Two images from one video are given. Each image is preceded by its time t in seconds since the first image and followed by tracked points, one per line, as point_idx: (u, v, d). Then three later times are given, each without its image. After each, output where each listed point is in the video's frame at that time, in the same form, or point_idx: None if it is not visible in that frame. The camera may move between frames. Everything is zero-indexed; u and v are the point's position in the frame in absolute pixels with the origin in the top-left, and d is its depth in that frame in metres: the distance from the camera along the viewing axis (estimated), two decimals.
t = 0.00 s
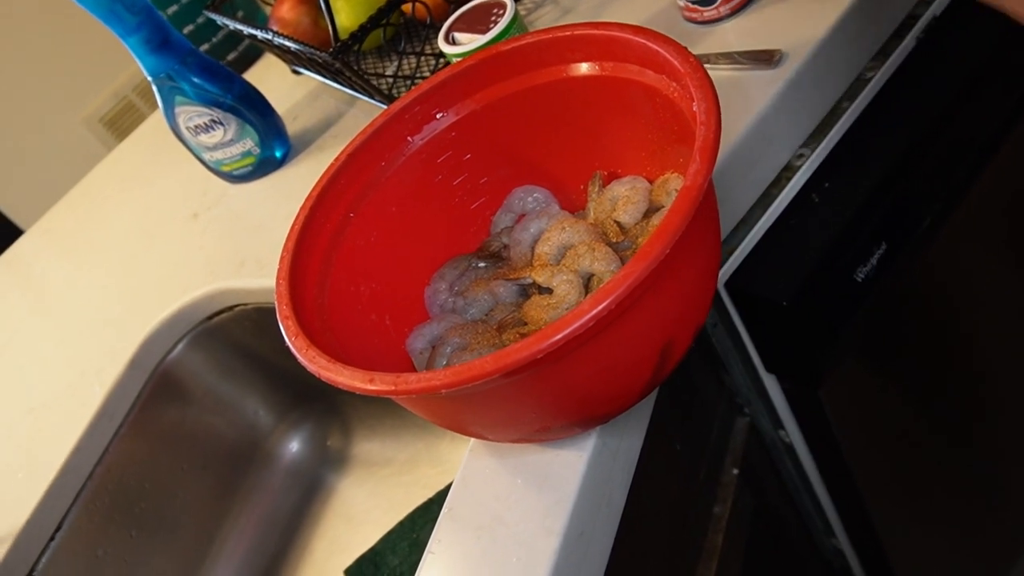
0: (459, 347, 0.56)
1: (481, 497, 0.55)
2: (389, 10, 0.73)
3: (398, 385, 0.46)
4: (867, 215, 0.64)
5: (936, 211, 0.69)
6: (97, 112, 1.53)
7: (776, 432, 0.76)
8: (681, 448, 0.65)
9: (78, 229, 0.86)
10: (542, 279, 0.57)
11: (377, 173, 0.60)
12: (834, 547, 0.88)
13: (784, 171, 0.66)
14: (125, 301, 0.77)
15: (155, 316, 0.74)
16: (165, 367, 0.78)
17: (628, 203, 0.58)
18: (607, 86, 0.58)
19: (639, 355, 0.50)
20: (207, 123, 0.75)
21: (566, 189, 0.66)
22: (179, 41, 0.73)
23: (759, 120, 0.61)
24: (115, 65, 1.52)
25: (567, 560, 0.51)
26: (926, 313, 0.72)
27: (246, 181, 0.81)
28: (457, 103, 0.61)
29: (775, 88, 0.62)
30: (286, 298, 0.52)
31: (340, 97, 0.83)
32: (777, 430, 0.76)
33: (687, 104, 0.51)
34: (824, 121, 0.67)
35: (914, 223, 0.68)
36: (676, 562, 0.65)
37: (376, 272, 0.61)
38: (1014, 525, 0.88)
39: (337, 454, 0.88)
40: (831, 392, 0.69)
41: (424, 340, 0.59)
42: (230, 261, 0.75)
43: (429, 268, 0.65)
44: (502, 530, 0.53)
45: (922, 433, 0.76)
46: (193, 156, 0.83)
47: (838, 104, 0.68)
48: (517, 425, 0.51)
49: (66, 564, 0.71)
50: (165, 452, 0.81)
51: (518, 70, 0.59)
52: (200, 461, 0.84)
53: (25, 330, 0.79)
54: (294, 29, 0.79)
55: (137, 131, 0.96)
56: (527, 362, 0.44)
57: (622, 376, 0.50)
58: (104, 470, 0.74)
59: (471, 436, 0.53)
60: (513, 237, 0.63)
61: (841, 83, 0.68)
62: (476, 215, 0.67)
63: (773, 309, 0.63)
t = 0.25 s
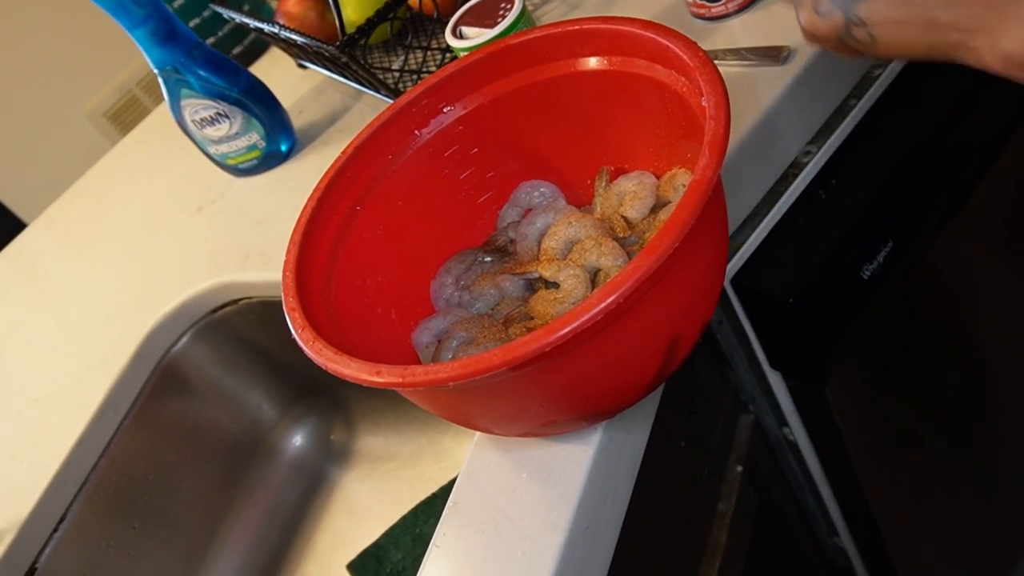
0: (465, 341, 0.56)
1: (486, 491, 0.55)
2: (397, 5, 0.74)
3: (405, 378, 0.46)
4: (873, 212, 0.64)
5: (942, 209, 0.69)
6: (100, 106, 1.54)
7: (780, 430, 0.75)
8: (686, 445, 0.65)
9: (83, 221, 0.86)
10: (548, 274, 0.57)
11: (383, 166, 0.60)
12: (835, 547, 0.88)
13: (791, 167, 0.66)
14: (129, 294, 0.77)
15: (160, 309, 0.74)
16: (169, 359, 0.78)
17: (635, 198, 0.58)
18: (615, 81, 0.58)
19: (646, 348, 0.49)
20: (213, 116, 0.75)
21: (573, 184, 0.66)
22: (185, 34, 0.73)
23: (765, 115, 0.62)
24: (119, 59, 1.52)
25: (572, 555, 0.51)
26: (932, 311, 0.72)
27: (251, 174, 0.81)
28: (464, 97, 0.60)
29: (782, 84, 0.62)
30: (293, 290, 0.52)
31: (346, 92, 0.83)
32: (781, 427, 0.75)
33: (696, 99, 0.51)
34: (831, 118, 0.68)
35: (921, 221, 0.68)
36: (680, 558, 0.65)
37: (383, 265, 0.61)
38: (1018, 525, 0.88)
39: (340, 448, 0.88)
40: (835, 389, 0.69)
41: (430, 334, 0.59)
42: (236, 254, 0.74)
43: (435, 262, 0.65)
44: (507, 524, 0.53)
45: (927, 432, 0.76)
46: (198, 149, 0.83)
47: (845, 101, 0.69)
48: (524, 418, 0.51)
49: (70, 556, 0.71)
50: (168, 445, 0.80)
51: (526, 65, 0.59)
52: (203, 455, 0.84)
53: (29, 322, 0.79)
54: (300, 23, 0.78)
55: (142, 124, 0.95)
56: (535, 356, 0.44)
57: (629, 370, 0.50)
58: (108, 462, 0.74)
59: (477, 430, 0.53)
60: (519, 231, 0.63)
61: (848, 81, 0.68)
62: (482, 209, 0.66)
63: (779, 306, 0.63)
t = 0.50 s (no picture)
0: (471, 337, 0.57)
1: (491, 486, 0.55)
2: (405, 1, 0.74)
3: (412, 372, 0.46)
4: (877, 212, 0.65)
5: (946, 209, 0.69)
6: (107, 100, 1.54)
7: (784, 429, 0.76)
8: (690, 443, 0.65)
9: (89, 215, 0.87)
10: (555, 270, 0.57)
11: (391, 163, 0.60)
12: (840, 548, 0.88)
13: (798, 167, 0.65)
14: (136, 287, 0.77)
15: (166, 303, 0.74)
16: (174, 354, 0.78)
17: (642, 195, 0.58)
18: (624, 79, 0.58)
19: (652, 345, 0.50)
20: (220, 111, 0.75)
21: (579, 182, 0.66)
22: (193, 29, 0.73)
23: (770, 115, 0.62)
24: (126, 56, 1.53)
25: (577, 551, 0.51)
26: (936, 311, 0.72)
27: (258, 170, 0.81)
28: (472, 93, 0.61)
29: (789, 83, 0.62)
30: (300, 284, 0.52)
31: (352, 88, 0.83)
32: (784, 426, 0.76)
33: (704, 97, 0.51)
34: (839, 116, 0.67)
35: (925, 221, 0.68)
36: (683, 557, 0.65)
37: (389, 261, 0.61)
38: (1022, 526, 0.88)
39: (344, 444, 0.88)
40: (839, 389, 0.70)
41: (436, 330, 0.59)
42: (242, 249, 0.75)
43: (441, 258, 0.65)
44: (512, 520, 0.53)
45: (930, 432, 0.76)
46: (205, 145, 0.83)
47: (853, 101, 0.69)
48: (530, 414, 0.51)
49: (73, 549, 0.71)
50: (172, 439, 0.81)
51: (533, 62, 0.60)
52: (207, 450, 0.84)
53: (35, 315, 0.80)
54: (308, 19, 0.79)
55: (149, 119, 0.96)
56: (541, 351, 0.44)
57: (634, 366, 0.50)
58: (113, 455, 0.74)
59: (482, 425, 0.53)
60: (526, 228, 0.63)
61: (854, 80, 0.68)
62: (488, 206, 0.67)
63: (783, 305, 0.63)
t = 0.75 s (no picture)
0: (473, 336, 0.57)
1: (492, 486, 0.55)
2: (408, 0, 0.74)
3: (413, 370, 0.46)
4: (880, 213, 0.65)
5: (949, 210, 0.69)
6: (111, 98, 1.54)
7: (785, 429, 0.76)
8: (691, 444, 0.65)
9: (93, 213, 0.87)
10: (556, 270, 0.57)
11: (394, 162, 0.61)
12: (841, 548, 0.88)
13: (800, 167, 0.65)
14: (139, 285, 0.77)
15: (168, 301, 0.75)
16: (176, 352, 0.78)
17: (644, 195, 0.58)
18: (627, 79, 0.58)
19: (653, 345, 0.50)
20: (223, 110, 0.75)
21: (582, 182, 0.66)
22: (196, 28, 0.74)
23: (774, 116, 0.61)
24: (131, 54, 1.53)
25: (577, 550, 0.51)
26: (939, 312, 0.72)
27: (261, 168, 0.81)
28: (475, 93, 0.61)
29: (792, 83, 0.62)
30: (303, 282, 0.52)
31: (355, 87, 0.83)
32: (786, 427, 0.76)
33: (707, 97, 0.51)
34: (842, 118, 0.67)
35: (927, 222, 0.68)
36: (684, 557, 0.65)
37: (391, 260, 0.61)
38: None
39: (345, 443, 0.88)
40: (839, 390, 0.69)
41: (438, 329, 0.60)
42: (244, 248, 0.75)
43: (443, 257, 0.65)
44: (513, 519, 0.53)
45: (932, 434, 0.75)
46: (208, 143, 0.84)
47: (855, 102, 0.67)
48: (531, 413, 0.51)
49: (74, 546, 0.71)
50: (174, 437, 0.81)
51: (535, 63, 0.60)
52: (208, 448, 0.84)
53: (38, 312, 0.80)
54: (311, 18, 0.79)
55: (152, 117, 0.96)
56: (542, 350, 0.44)
57: (636, 366, 0.50)
58: (114, 453, 0.74)
59: (483, 424, 0.53)
60: (527, 228, 0.63)
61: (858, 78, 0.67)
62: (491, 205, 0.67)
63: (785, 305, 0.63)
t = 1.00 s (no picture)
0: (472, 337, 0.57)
1: (491, 486, 0.55)
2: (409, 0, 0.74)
3: (412, 371, 0.46)
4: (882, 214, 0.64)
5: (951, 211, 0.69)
6: (112, 98, 1.53)
7: (787, 430, 0.77)
8: (691, 445, 0.65)
9: (93, 213, 0.87)
10: (556, 270, 0.57)
11: (394, 162, 0.60)
12: (841, 548, 0.89)
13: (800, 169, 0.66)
14: (139, 285, 0.77)
15: (168, 301, 0.75)
16: (176, 352, 0.78)
17: (644, 196, 0.58)
18: (627, 80, 0.58)
19: (653, 346, 0.50)
20: (223, 110, 0.75)
21: (582, 182, 0.66)
22: (197, 27, 0.74)
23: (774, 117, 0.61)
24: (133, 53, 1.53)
25: (576, 551, 0.51)
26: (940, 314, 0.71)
27: (261, 168, 0.81)
28: (475, 93, 0.61)
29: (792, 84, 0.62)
30: (302, 283, 0.52)
31: (356, 87, 0.83)
32: (788, 427, 0.77)
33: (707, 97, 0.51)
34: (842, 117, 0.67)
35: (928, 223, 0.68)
36: (684, 558, 0.65)
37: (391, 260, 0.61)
38: None
39: (344, 444, 0.88)
40: (839, 391, 0.72)
41: (438, 329, 0.59)
42: (244, 248, 0.75)
43: (443, 258, 0.65)
44: (511, 519, 0.53)
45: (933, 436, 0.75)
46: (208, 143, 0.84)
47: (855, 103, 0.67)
48: (530, 414, 0.51)
49: (74, 546, 0.71)
50: (174, 437, 0.81)
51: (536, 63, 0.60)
52: (209, 448, 0.84)
53: (39, 312, 0.80)
54: (312, 18, 0.79)
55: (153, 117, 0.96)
56: (540, 351, 0.44)
57: (635, 366, 0.50)
58: (114, 453, 0.74)
59: (482, 425, 0.53)
60: (527, 228, 0.63)
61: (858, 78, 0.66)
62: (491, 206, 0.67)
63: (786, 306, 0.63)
